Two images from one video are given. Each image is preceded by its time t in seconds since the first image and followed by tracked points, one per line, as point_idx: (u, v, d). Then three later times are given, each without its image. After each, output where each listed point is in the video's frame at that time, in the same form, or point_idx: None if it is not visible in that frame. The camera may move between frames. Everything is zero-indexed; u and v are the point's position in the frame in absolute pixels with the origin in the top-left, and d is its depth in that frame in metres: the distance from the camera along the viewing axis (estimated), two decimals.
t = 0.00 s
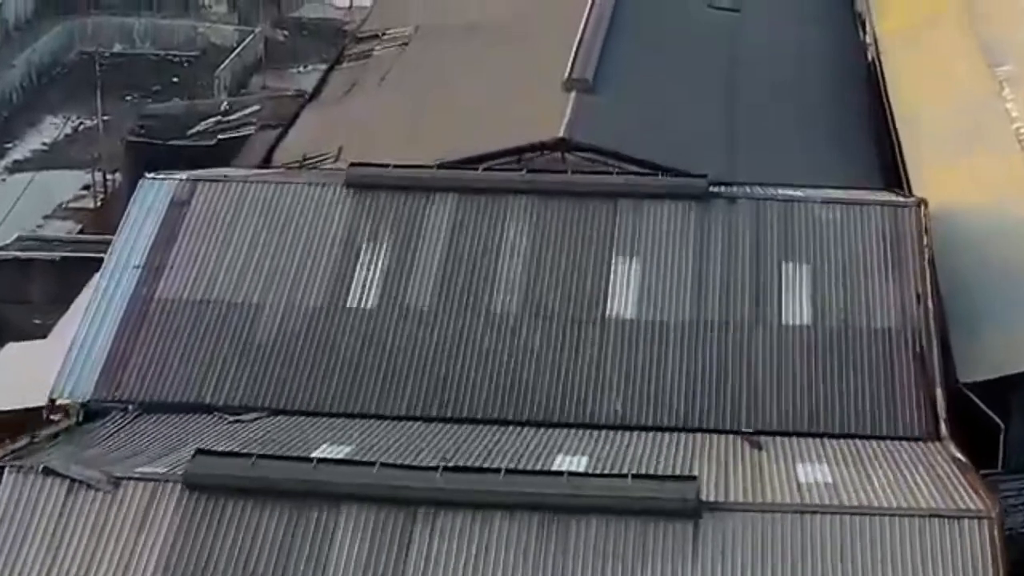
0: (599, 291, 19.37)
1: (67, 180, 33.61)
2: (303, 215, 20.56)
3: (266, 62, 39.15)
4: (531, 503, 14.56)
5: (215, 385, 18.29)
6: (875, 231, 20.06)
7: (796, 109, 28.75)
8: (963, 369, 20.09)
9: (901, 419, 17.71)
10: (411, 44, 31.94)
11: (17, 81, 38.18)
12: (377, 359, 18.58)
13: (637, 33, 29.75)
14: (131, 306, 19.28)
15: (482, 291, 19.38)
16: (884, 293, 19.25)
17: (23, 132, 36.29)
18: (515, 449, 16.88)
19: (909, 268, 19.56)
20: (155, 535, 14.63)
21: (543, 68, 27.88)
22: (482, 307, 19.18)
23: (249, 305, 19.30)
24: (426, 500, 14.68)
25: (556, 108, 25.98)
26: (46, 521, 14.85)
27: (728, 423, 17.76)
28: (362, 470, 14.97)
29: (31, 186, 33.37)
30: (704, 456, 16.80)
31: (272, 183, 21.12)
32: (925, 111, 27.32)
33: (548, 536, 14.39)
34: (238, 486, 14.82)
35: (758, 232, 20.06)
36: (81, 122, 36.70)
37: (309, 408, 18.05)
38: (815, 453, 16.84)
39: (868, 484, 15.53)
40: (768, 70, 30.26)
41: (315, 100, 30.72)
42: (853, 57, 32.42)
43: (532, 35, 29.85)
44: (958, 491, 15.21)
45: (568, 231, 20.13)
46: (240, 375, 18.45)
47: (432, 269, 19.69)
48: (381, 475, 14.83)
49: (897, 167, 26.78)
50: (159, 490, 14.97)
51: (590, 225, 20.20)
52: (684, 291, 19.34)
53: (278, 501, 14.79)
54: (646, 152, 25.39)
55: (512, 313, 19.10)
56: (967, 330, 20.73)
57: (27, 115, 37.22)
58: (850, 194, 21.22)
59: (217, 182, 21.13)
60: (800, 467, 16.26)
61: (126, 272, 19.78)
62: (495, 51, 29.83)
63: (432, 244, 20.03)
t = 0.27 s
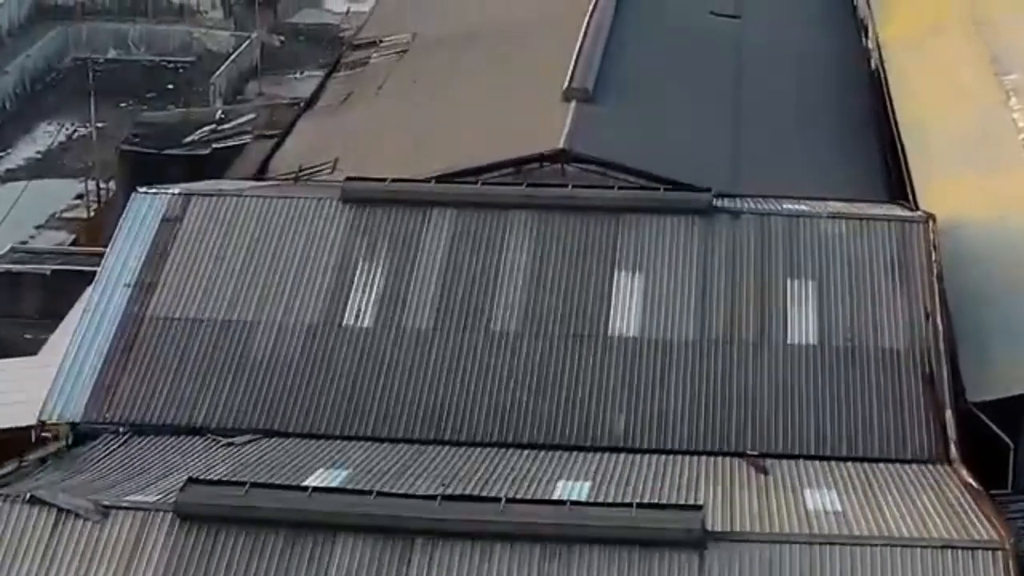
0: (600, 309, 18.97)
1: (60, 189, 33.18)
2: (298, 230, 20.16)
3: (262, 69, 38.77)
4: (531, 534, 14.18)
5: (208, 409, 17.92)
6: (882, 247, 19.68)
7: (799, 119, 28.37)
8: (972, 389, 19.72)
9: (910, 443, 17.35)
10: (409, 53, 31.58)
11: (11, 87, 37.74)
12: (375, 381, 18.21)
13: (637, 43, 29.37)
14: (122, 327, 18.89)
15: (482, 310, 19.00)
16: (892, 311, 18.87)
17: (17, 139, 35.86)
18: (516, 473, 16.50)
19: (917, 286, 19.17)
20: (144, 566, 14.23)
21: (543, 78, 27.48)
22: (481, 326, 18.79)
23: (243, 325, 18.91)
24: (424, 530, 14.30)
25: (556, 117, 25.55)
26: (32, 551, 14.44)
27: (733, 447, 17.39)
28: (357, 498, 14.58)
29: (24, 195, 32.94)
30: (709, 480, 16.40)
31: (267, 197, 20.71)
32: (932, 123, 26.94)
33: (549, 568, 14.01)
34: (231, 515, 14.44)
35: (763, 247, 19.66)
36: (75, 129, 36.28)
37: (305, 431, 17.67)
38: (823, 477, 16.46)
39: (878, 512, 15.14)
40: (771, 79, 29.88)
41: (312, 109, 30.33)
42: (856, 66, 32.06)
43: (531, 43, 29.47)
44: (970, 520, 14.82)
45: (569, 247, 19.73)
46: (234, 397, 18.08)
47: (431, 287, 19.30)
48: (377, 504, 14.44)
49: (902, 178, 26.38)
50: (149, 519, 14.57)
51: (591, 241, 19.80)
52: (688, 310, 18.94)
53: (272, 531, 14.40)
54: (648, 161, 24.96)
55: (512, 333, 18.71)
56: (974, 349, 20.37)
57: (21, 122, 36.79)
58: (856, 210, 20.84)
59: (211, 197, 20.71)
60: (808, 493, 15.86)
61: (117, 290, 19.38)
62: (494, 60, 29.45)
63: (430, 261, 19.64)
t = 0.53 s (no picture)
0: (601, 322, 18.64)
1: (54, 196, 32.84)
2: (293, 242, 19.82)
3: (259, 74, 38.46)
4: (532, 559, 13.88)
5: (202, 426, 17.60)
6: (888, 259, 19.34)
7: (802, 127, 28.05)
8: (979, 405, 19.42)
9: (917, 461, 17.05)
10: (407, 59, 31.28)
11: (5, 92, 37.40)
12: (371, 400, 17.84)
13: (638, 49, 29.05)
14: (115, 342, 18.57)
15: (480, 324, 18.65)
16: (898, 325, 18.54)
17: (11, 145, 35.52)
18: (516, 492, 16.18)
19: (924, 298, 18.84)
20: None
21: (542, 86, 27.15)
22: (480, 340, 18.45)
23: (238, 339, 18.57)
24: (422, 555, 13.99)
25: (556, 125, 25.21)
26: None
27: (737, 465, 17.08)
28: (354, 522, 14.28)
29: (18, 202, 32.57)
30: (712, 499, 16.10)
31: (262, 207, 20.35)
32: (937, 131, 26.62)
33: None
34: (223, 539, 14.15)
35: (767, 259, 19.33)
36: (70, 135, 35.93)
37: (300, 449, 17.36)
38: (829, 497, 16.15)
39: (887, 534, 14.81)
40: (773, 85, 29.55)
41: (308, 115, 29.98)
42: (859, 72, 31.75)
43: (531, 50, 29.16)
44: (980, 543, 14.52)
45: (570, 259, 19.40)
46: (228, 414, 17.75)
47: (428, 301, 18.96)
48: (375, 528, 14.13)
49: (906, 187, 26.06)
50: (140, 544, 14.26)
51: (592, 252, 19.47)
52: (690, 323, 18.61)
53: (266, 556, 14.09)
54: (650, 168, 24.62)
55: (511, 347, 18.37)
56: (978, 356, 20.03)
57: (15, 127, 36.45)
58: (861, 221, 20.53)
59: (205, 207, 20.35)
60: (813, 512, 15.55)
61: (110, 304, 19.05)
62: (493, 68, 29.14)
63: (428, 273, 19.30)
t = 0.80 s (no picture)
0: (603, 339, 18.28)
1: (48, 204, 32.47)
2: (288, 256, 19.46)
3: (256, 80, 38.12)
4: None
5: (195, 447, 17.25)
6: (894, 273, 18.98)
7: (804, 135, 27.70)
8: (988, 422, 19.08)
9: (926, 482, 16.71)
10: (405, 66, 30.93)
11: None
12: (364, 429, 17.40)
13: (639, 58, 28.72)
14: (106, 360, 18.21)
15: (478, 343, 18.27)
16: (906, 342, 18.19)
17: (4, 152, 35.15)
18: (516, 516, 15.84)
19: (931, 314, 18.48)
20: None
21: (541, 95, 26.79)
22: (479, 358, 18.08)
23: (231, 357, 18.22)
24: None
25: (555, 134, 24.85)
26: None
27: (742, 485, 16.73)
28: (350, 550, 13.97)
29: (11, 210, 32.19)
30: (716, 523, 15.76)
31: (257, 221, 19.99)
32: (942, 142, 26.29)
33: None
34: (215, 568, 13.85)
35: (771, 274, 18.97)
36: (64, 142, 35.57)
37: (295, 469, 17.01)
38: (837, 521, 15.81)
39: (895, 560, 14.49)
40: (775, 94, 29.20)
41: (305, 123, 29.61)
42: (862, 80, 31.39)
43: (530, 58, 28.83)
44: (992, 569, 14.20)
45: (570, 274, 19.03)
46: (221, 433, 17.39)
47: (426, 317, 18.61)
48: (370, 556, 13.81)
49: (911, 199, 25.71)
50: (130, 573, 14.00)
51: (593, 267, 19.10)
52: (693, 340, 18.26)
53: None
54: (651, 178, 24.25)
55: (511, 364, 18.01)
56: (985, 372, 19.69)
57: (8, 134, 36.08)
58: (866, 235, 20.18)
59: (198, 220, 19.99)
60: (819, 537, 15.22)
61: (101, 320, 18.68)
62: (492, 77, 28.80)
63: (426, 289, 18.94)
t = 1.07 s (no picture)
0: (605, 358, 17.87)
1: (40, 215, 32.04)
2: (283, 275, 19.05)
3: (252, 86, 37.72)
4: None
5: (187, 471, 16.85)
6: (902, 292, 18.59)
7: (808, 146, 27.28)
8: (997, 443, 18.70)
9: (936, 507, 16.30)
10: (403, 74, 30.54)
11: None
12: (365, 429, 17.19)
13: (640, 68, 28.34)
14: (95, 381, 17.80)
15: (479, 355, 17.94)
16: (913, 363, 17.79)
17: None
18: (516, 544, 15.45)
19: (941, 335, 18.08)
20: None
21: (541, 105, 26.36)
22: (477, 379, 17.67)
23: (225, 378, 17.82)
24: None
25: (554, 144, 24.41)
26: None
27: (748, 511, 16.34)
28: None
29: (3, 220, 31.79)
30: (722, 551, 15.37)
31: (251, 238, 19.59)
32: (949, 154, 25.89)
33: None
34: None
35: (776, 293, 18.56)
36: (58, 150, 35.15)
37: (289, 494, 16.60)
38: (845, 550, 15.43)
39: None
40: (779, 104, 28.80)
41: (301, 132, 29.19)
42: (867, 89, 30.95)
43: (530, 68, 28.44)
44: None
45: (572, 292, 18.62)
46: (214, 456, 16.99)
47: (424, 337, 18.20)
48: None
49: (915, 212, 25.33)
50: None
51: (595, 285, 18.69)
52: (698, 360, 17.84)
53: None
54: (653, 189, 23.82)
55: (511, 385, 17.60)
56: (995, 389, 19.27)
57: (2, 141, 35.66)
58: (873, 252, 19.78)
59: (191, 238, 19.59)
60: (828, 567, 14.84)
61: (91, 339, 18.27)
62: (490, 85, 28.39)
63: (424, 308, 18.53)
